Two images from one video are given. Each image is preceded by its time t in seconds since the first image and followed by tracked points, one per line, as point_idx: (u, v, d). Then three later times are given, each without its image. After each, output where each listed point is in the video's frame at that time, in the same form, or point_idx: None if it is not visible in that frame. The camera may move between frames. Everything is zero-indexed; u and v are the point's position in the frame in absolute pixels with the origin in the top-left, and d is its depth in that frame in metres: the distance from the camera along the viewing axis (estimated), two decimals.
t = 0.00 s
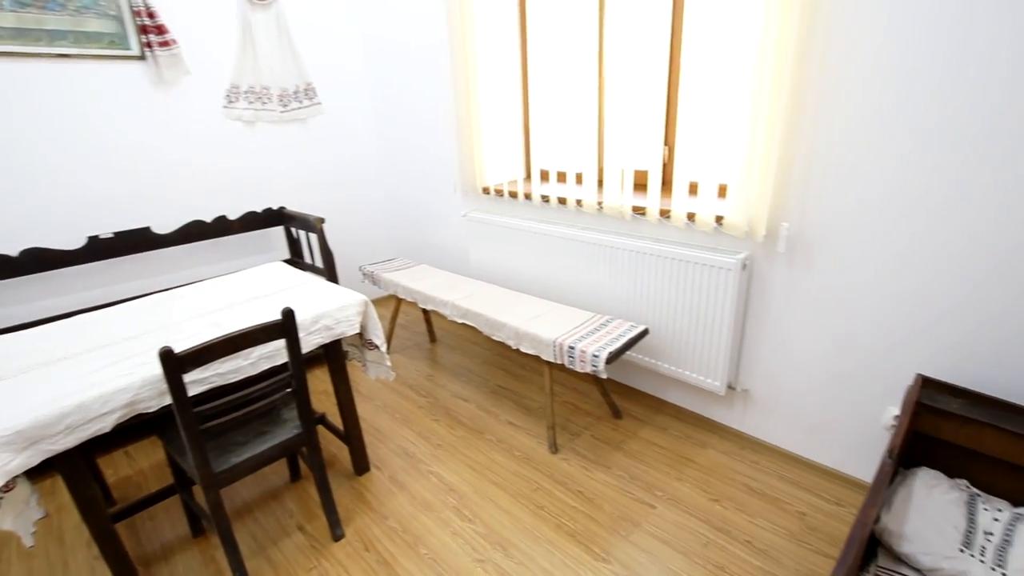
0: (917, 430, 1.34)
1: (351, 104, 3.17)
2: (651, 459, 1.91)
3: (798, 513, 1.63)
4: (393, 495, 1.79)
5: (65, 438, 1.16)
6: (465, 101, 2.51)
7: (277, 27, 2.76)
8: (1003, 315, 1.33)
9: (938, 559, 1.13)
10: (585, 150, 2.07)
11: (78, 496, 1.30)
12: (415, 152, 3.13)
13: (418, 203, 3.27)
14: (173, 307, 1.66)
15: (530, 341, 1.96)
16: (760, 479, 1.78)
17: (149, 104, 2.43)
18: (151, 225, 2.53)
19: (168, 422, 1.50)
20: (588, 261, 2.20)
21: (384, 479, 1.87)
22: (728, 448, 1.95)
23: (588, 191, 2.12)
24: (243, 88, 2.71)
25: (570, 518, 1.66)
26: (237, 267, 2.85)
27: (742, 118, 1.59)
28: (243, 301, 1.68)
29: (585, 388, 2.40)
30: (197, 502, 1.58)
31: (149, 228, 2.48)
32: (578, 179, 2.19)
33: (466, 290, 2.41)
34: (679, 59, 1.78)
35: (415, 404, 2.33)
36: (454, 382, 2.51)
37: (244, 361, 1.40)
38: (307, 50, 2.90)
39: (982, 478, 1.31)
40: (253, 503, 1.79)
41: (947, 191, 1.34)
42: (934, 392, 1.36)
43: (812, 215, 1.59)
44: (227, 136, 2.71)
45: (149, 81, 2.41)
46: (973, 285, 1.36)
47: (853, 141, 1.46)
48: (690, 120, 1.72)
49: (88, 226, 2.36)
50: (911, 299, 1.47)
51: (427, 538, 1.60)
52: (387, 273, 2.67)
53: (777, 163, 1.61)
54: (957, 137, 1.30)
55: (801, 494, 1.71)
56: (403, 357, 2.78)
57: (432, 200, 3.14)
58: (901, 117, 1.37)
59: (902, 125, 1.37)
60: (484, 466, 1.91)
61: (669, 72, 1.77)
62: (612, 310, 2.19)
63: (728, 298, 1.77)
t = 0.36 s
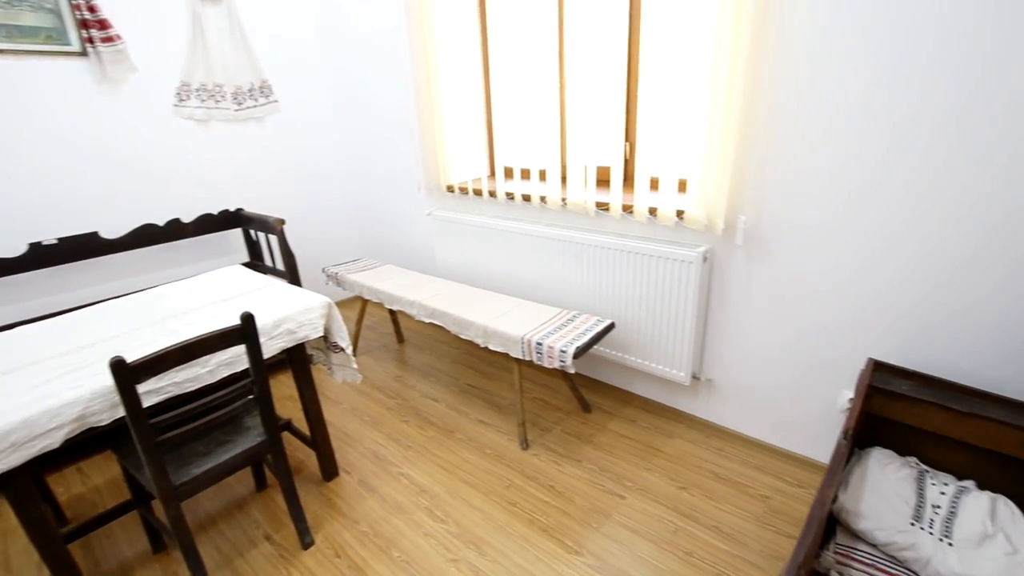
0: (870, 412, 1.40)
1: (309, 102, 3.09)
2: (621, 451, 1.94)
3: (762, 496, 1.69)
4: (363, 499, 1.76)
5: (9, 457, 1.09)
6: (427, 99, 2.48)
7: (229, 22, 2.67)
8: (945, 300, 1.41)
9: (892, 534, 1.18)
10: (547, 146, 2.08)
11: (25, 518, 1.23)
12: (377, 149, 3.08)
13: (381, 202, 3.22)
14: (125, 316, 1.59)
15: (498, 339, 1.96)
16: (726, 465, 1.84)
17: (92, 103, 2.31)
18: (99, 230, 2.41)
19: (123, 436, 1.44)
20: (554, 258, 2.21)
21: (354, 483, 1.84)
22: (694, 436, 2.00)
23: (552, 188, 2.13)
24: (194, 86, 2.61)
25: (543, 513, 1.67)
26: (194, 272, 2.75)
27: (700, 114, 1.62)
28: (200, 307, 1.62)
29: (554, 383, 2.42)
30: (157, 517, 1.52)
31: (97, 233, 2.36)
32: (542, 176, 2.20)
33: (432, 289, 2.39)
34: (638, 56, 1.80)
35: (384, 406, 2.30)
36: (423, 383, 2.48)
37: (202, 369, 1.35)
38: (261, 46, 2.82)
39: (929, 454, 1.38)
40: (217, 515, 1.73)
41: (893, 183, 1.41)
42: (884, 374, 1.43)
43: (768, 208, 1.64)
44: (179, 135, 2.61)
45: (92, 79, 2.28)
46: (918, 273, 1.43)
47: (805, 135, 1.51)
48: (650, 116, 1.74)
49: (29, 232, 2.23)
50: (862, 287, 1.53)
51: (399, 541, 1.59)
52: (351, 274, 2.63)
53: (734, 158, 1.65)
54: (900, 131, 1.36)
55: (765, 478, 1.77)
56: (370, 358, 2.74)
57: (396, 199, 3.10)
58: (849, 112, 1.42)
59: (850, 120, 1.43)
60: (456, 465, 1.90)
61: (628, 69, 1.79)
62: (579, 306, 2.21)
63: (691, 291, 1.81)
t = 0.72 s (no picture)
0: (831, 397, 1.45)
1: (270, 99, 3.02)
2: (594, 444, 1.96)
3: (732, 483, 1.73)
4: (336, 503, 1.74)
5: None
6: (392, 96, 2.45)
7: (184, 17, 2.57)
8: (899, 288, 1.47)
9: (854, 514, 1.23)
10: (515, 144, 2.08)
11: None
12: (342, 148, 3.02)
13: (348, 201, 3.17)
14: (79, 324, 1.52)
15: (470, 337, 1.95)
16: (696, 454, 1.88)
17: (37, 101, 2.19)
18: (49, 235, 2.30)
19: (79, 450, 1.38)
20: (524, 254, 2.22)
21: (326, 488, 1.81)
22: (665, 427, 2.04)
23: (520, 185, 2.13)
24: (147, 84, 2.50)
25: (519, 509, 1.67)
26: (153, 277, 2.66)
27: (664, 110, 1.65)
28: (160, 313, 1.56)
29: (527, 379, 2.43)
30: (119, 532, 1.46)
31: (47, 238, 2.25)
32: (510, 173, 2.20)
33: (402, 289, 2.37)
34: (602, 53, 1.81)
35: (356, 408, 2.27)
36: (395, 383, 2.46)
37: (163, 377, 1.30)
38: (218, 42, 2.73)
39: (887, 436, 1.44)
40: (184, 527, 1.68)
41: (849, 176, 1.46)
42: (844, 361, 1.48)
43: (731, 202, 1.68)
44: (133, 135, 2.51)
45: (35, 76, 2.17)
46: (873, 261, 1.49)
47: (765, 131, 1.55)
48: (616, 113, 1.76)
49: None
50: (822, 277, 1.59)
51: (374, 544, 1.57)
52: (319, 276, 2.58)
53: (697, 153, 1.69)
54: (855, 127, 1.42)
55: (734, 465, 1.81)
56: (341, 360, 2.70)
57: (363, 198, 3.06)
58: (806, 108, 1.47)
59: (808, 116, 1.48)
60: (431, 466, 1.89)
61: (593, 66, 1.81)
62: (550, 302, 2.22)
63: (659, 285, 1.84)
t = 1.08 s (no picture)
0: (794, 382, 1.50)
1: (229, 96, 2.92)
2: (568, 437, 1.98)
3: (702, 469, 1.78)
4: (309, 507, 1.71)
5: None
6: (356, 92, 2.40)
7: (134, 10, 2.46)
8: (856, 275, 1.53)
9: (818, 494, 1.27)
10: (482, 139, 2.07)
11: None
12: (306, 145, 2.95)
13: (313, 200, 3.10)
14: (29, 333, 1.45)
15: (441, 334, 1.94)
16: (668, 443, 1.91)
17: None
18: None
19: (32, 464, 1.31)
20: (494, 250, 2.22)
21: (298, 492, 1.77)
22: (637, 417, 2.07)
23: (488, 180, 2.12)
24: (97, 80, 2.39)
25: (494, 504, 1.68)
26: (109, 282, 2.57)
27: (629, 104, 1.66)
28: (116, 319, 1.50)
29: (500, 375, 2.43)
30: (79, 547, 1.41)
31: None
32: (478, 168, 2.19)
33: (371, 288, 2.34)
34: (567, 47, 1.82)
35: (327, 409, 2.23)
36: (366, 383, 2.43)
37: (122, 385, 1.25)
38: (172, 36, 2.62)
39: (847, 418, 1.49)
40: (149, 539, 1.62)
41: (807, 168, 1.50)
42: (806, 346, 1.53)
43: (696, 194, 1.71)
44: (82, 134, 2.39)
45: None
46: (832, 250, 1.54)
47: (726, 124, 1.59)
48: (581, 108, 1.77)
49: None
50: (783, 266, 1.63)
51: (349, 546, 1.55)
52: (284, 276, 2.52)
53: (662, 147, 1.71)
54: (811, 120, 1.46)
55: (704, 452, 1.86)
56: (310, 362, 2.65)
57: (329, 196, 3.00)
58: (766, 102, 1.51)
59: (767, 110, 1.51)
60: (405, 465, 1.88)
61: (558, 60, 1.81)
62: (521, 297, 2.23)
63: (628, 277, 1.86)
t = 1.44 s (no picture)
0: (762, 370, 1.54)
1: (188, 92, 2.83)
2: (544, 431, 1.99)
3: (676, 457, 1.81)
4: (283, 511, 1.68)
5: None
6: (321, 87, 2.35)
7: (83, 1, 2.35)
8: (818, 263, 1.58)
9: (786, 477, 1.31)
10: (451, 135, 2.05)
11: None
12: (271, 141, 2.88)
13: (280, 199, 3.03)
14: None
15: (415, 332, 1.93)
16: (643, 433, 1.94)
17: None
18: None
19: None
20: (466, 246, 2.21)
21: (272, 497, 1.74)
22: (612, 409, 2.09)
23: (459, 176, 2.11)
24: (45, 75, 2.28)
25: (472, 500, 1.68)
26: (64, 286, 2.47)
27: (597, 98, 1.67)
28: (74, 325, 1.44)
29: (475, 371, 2.43)
30: (40, 564, 1.35)
31: None
32: (448, 164, 2.17)
33: (341, 286, 2.30)
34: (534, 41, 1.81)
35: (299, 412, 2.19)
36: (340, 384, 2.39)
37: (80, 394, 1.21)
38: (125, 29, 2.52)
39: (813, 403, 1.54)
40: (115, 551, 1.57)
41: (771, 160, 1.54)
42: (773, 334, 1.57)
43: (664, 187, 1.74)
44: (31, 131, 2.28)
45: None
46: (795, 240, 1.58)
47: (692, 118, 1.61)
48: (550, 102, 1.77)
49: None
50: (750, 256, 1.67)
51: (326, 549, 1.53)
52: (252, 277, 2.46)
53: (630, 141, 1.73)
54: (774, 112, 1.49)
55: (677, 440, 1.89)
56: (281, 364, 2.60)
57: (296, 194, 2.94)
58: (730, 95, 1.53)
59: (731, 103, 1.54)
60: (381, 464, 1.86)
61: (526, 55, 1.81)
62: (494, 293, 2.22)
63: (600, 270, 1.88)
